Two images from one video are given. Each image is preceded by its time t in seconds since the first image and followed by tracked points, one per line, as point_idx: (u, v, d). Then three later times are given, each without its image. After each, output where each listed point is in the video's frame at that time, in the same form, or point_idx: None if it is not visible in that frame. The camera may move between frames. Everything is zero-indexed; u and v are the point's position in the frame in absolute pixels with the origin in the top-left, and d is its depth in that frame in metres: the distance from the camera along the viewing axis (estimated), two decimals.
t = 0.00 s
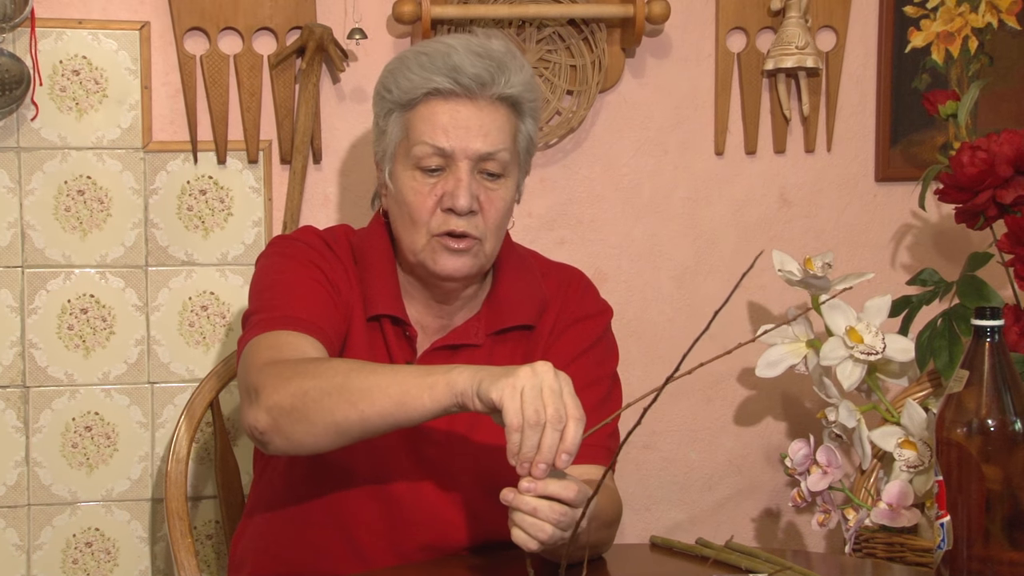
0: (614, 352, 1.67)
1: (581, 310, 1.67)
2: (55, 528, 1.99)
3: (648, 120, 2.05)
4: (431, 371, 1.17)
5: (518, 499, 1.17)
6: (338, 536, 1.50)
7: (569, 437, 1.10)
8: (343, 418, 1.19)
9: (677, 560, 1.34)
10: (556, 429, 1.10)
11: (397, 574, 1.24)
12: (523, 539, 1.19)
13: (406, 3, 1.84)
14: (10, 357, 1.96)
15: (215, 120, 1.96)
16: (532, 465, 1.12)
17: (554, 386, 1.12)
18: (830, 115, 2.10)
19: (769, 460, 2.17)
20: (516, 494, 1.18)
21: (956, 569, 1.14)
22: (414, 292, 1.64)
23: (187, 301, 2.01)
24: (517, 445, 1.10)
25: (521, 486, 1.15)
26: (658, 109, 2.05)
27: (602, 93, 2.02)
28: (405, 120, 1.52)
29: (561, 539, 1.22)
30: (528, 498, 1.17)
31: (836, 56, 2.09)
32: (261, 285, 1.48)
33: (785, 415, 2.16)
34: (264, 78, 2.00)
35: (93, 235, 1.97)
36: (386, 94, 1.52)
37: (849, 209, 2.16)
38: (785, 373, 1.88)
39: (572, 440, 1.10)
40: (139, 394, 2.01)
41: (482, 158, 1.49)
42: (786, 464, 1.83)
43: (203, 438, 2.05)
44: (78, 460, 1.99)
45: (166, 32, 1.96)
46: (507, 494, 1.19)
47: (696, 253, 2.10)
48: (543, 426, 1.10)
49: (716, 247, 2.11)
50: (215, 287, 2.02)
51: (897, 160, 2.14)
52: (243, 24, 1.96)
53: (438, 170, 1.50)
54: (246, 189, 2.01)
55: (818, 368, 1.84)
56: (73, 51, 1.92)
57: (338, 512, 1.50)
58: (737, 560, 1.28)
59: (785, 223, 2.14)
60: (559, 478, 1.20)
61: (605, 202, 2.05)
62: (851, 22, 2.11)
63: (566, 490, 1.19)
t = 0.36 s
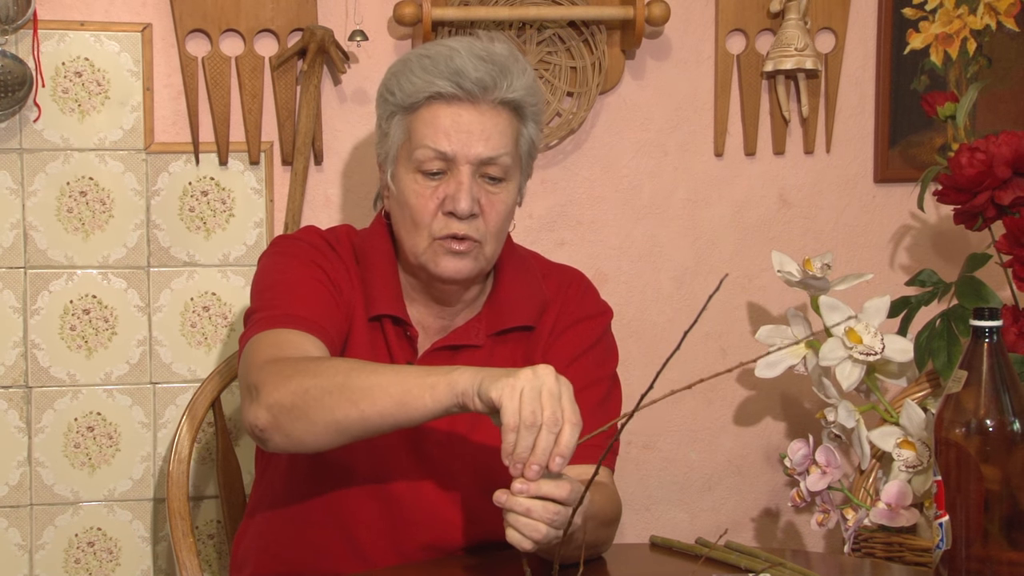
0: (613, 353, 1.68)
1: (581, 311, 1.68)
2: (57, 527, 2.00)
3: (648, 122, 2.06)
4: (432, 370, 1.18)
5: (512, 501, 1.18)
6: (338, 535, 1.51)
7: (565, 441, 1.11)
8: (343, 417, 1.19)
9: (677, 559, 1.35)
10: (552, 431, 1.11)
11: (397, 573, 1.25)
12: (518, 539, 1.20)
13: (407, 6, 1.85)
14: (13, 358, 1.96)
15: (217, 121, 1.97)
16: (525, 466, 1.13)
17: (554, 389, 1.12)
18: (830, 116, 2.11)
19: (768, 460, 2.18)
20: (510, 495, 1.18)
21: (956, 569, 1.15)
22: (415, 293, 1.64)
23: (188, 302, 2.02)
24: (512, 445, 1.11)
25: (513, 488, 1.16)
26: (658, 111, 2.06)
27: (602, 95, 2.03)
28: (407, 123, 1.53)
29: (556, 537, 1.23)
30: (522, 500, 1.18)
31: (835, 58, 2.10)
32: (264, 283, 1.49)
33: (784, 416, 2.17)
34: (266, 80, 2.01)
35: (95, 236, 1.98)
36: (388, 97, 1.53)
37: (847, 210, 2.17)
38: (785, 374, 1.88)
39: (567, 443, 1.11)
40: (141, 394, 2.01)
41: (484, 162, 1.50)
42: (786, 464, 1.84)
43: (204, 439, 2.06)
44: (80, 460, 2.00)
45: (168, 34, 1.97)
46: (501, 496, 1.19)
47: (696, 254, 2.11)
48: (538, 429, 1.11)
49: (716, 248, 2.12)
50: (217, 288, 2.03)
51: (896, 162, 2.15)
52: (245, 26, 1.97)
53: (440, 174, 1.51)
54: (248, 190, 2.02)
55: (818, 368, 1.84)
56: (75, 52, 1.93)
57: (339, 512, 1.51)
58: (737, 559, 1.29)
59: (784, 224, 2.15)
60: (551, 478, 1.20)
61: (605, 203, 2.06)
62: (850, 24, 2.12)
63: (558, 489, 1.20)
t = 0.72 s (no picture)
0: (613, 353, 1.68)
1: (581, 312, 1.68)
2: (57, 528, 2.00)
3: (648, 122, 2.06)
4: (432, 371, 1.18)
5: (507, 501, 1.18)
6: (339, 535, 1.51)
7: (568, 444, 1.12)
8: (346, 413, 1.19)
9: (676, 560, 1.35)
10: (559, 433, 1.12)
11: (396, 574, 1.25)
12: (514, 540, 1.19)
13: (407, 6, 1.85)
14: (13, 358, 1.97)
15: (217, 122, 1.97)
16: (524, 466, 1.13)
17: (560, 395, 1.14)
18: (830, 117, 2.11)
19: (768, 461, 2.18)
20: (506, 496, 1.18)
21: (956, 569, 1.15)
22: (416, 293, 1.64)
23: (188, 302, 2.02)
24: (513, 445, 1.12)
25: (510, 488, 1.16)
26: (658, 112, 2.06)
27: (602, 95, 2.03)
28: (410, 127, 1.52)
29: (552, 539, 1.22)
30: (518, 500, 1.17)
31: (835, 59, 2.10)
32: (267, 280, 1.48)
33: (785, 416, 2.17)
34: (266, 80, 2.01)
35: (95, 236, 1.98)
36: (391, 101, 1.53)
37: (847, 211, 2.17)
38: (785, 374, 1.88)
39: (569, 447, 1.12)
40: (141, 394, 2.01)
41: (485, 168, 1.50)
42: (786, 464, 1.83)
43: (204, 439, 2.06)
44: (80, 460, 2.00)
45: (168, 34, 1.97)
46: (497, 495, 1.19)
47: (696, 254, 2.11)
48: (542, 430, 1.12)
49: (716, 248, 2.13)
50: (217, 288, 2.03)
51: (896, 162, 2.15)
52: (245, 27, 1.97)
53: (441, 178, 1.51)
54: (248, 190, 2.02)
55: (818, 369, 1.84)
56: (76, 53, 1.93)
57: (339, 512, 1.51)
58: (737, 560, 1.29)
59: (784, 224, 2.15)
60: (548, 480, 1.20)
61: (605, 203, 2.06)
62: (851, 24, 2.12)
63: (556, 492, 1.19)
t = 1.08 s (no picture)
0: (612, 354, 1.68)
1: (581, 312, 1.68)
2: (57, 528, 2.00)
3: (648, 122, 2.06)
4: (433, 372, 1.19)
5: (501, 501, 1.15)
6: (338, 536, 1.51)
7: (561, 444, 1.13)
8: (339, 412, 1.19)
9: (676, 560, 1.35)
10: (553, 433, 1.12)
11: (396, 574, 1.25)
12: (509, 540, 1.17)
13: (407, 6, 1.85)
14: (13, 358, 1.97)
15: (217, 122, 1.97)
16: (518, 466, 1.12)
17: (554, 396, 1.14)
18: (830, 116, 2.11)
19: (768, 460, 2.18)
20: (499, 496, 1.16)
21: (956, 569, 1.15)
22: (415, 294, 1.64)
23: (188, 302, 2.02)
24: (507, 444, 1.12)
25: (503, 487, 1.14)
26: (658, 112, 2.06)
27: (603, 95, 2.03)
28: (403, 123, 1.53)
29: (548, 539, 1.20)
30: (512, 500, 1.15)
31: (835, 59, 2.10)
32: (264, 279, 1.48)
33: (785, 416, 2.17)
34: (266, 80, 2.01)
35: (95, 236, 1.98)
36: (385, 97, 1.53)
37: (847, 211, 2.17)
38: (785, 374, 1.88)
39: (563, 446, 1.12)
40: (141, 394, 2.01)
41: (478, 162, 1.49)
42: (786, 464, 1.83)
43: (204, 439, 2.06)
44: (80, 460, 2.00)
45: (169, 34, 1.97)
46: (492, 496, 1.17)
47: (696, 253, 2.12)
48: (537, 430, 1.12)
49: (716, 248, 2.13)
50: (217, 288, 2.03)
51: (896, 162, 2.15)
52: (245, 27, 1.97)
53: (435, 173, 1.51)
54: (248, 190, 2.02)
55: (818, 368, 1.84)
56: (76, 53, 1.93)
57: (339, 513, 1.51)
58: (737, 560, 1.29)
59: (784, 224, 2.15)
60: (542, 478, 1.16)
61: (606, 203, 2.06)
62: (851, 24, 2.12)
63: (550, 491, 1.16)
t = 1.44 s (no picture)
0: (611, 353, 1.68)
1: (580, 312, 1.68)
2: (58, 528, 2.00)
3: (648, 122, 2.06)
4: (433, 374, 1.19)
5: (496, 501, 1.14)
6: (338, 538, 1.51)
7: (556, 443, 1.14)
8: (330, 418, 1.19)
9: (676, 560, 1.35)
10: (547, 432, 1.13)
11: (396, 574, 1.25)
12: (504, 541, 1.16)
13: (407, 6, 1.85)
14: (13, 358, 1.97)
15: (217, 122, 1.97)
16: (511, 466, 1.12)
17: (546, 398, 1.15)
18: (830, 117, 2.11)
19: (768, 460, 2.18)
20: (494, 497, 1.14)
21: (956, 569, 1.15)
22: (413, 295, 1.64)
23: (188, 302, 2.02)
24: (500, 444, 1.12)
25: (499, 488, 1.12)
26: (658, 111, 2.06)
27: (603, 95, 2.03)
28: (400, 126, 1.52)
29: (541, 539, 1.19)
30: (506, 500, 1.14)
31: (835, 59, 2.10)
32: (259, 283, 1.48)
33: (785, 416, 2.18)
34: (266, 80, 2.01)
35: (95, 236, 1.98)
36: (381, 100, 1.53)
37: (847, 211, 2.17)
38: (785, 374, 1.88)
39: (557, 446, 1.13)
40: (141, 395, 2.01)
41: (475, 165, 1.49)
42: (786, 465, 1.83)
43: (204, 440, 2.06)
44: (81, 461, 2.00)
45: (169, 34, 1.97)
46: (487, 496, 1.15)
47: (696, 253, 2.12)
48: (531, 428, 1.13)
49: (716, 248, 2.13)
50: (217, 288, 2.03)
51: (896, 162, 2.15)
52: (245, 27, 1.97)
53: (432, 176, 1.50)
54: (248, 190, 2.02)
55: (818, 369, 1.84)
56: (76, 53, 1.93)
57: (338, 516, 1.51)
58: (737, 560, 1.29)
59: (784, 224, 2.15)
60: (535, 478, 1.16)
61: (606, 203, 2.06)
62: (850, 24, 2.12)
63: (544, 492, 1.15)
